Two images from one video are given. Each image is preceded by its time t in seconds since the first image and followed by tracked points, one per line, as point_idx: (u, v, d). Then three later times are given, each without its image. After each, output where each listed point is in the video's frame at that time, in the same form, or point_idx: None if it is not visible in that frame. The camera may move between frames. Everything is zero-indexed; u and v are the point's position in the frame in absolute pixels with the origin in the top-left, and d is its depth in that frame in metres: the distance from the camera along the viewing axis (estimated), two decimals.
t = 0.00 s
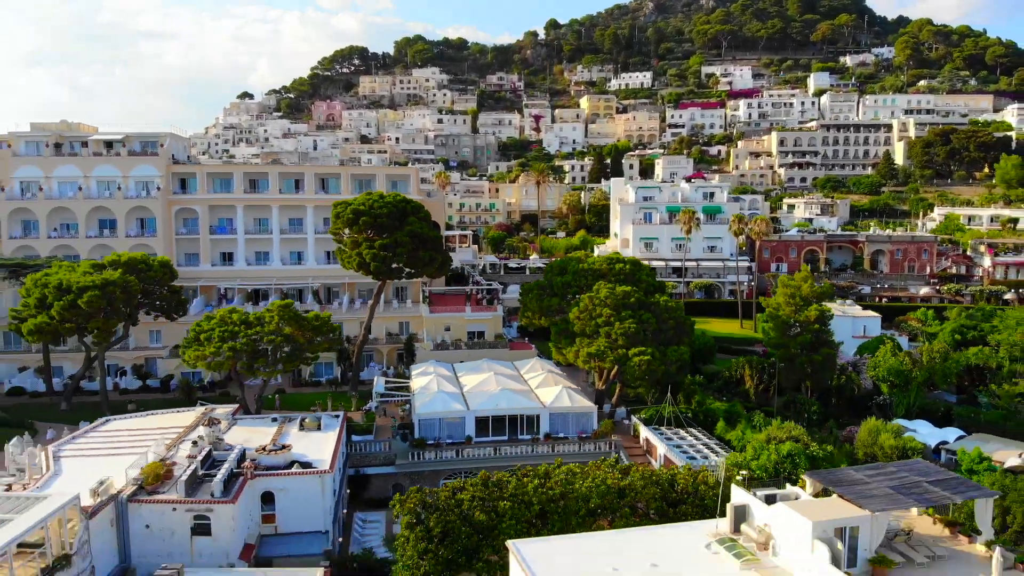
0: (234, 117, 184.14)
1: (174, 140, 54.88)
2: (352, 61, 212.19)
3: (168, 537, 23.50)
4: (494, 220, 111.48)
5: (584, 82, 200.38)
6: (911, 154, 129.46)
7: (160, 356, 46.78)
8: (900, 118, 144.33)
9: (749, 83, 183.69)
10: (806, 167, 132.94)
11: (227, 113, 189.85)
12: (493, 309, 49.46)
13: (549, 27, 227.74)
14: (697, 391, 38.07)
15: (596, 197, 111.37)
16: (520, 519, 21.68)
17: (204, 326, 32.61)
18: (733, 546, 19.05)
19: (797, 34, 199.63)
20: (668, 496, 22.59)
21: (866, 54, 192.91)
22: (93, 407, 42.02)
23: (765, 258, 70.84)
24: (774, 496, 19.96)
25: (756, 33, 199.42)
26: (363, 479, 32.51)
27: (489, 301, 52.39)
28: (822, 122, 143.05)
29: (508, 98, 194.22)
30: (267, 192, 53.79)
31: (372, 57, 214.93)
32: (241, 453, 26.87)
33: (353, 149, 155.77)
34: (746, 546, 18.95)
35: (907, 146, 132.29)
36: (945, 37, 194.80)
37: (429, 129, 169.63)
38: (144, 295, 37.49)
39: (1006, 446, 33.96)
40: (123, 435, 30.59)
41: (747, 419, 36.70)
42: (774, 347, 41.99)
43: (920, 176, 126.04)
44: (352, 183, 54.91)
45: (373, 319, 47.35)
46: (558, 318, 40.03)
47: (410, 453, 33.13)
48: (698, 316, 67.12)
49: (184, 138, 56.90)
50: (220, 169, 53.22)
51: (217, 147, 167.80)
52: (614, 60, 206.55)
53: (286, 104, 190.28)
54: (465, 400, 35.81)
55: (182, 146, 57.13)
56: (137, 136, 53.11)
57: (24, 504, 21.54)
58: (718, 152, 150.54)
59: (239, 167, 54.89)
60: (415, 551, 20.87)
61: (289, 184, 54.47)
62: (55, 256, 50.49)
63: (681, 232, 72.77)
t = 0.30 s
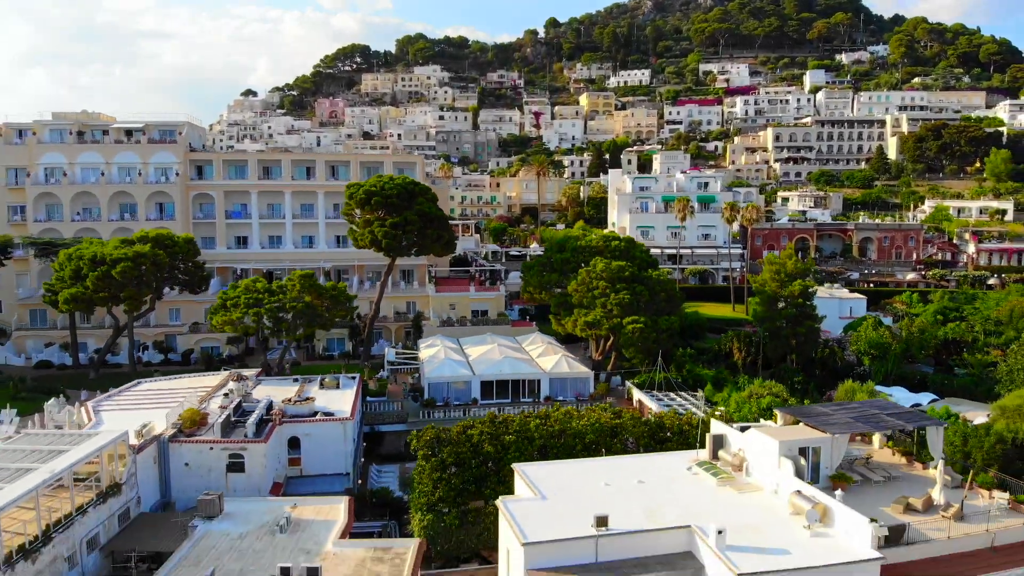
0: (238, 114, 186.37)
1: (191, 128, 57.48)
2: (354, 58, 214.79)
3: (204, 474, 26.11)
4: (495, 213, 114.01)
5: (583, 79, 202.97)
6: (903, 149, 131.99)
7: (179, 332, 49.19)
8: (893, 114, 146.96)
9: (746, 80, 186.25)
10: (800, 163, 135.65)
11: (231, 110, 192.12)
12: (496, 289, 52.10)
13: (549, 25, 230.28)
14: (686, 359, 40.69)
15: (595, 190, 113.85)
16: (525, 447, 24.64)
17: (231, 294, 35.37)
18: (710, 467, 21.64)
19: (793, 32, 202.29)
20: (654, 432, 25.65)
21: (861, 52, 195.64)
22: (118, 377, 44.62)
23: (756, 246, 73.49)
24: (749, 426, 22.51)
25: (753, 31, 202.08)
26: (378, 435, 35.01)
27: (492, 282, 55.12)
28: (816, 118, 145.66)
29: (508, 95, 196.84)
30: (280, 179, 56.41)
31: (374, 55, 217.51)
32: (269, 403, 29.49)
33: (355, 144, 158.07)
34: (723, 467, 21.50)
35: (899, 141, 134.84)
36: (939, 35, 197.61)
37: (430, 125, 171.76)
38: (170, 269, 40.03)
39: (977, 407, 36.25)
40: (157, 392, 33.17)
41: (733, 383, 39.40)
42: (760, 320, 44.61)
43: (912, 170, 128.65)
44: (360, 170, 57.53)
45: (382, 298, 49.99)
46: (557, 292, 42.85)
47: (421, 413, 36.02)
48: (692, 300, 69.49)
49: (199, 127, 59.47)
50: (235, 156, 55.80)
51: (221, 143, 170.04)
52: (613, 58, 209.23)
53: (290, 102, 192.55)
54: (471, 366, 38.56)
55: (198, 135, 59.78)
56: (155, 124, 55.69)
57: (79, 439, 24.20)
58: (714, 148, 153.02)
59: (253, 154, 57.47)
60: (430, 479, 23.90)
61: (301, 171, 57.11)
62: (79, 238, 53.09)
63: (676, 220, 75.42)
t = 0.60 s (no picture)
0: (242, 110, 188.56)
1: (207, 118, 60.08)
2: (356, 57, 217.34)
3: (235, 421, 28.62)
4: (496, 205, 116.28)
5: (582, 77, 205.55)
6: (897, 144, 134.56)
7: (198, 311, 51.77)
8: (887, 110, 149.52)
9: (743, 78, 188.90)
10: (796, 157, 138.08)
11: (235, 107, 194.36)
12: (499, 271, 54.64)
13: (549, 24, 232.93)
14: (678, 330, 43.25)
15: (595, 184, 116.30)
16: (529, 390, 27.78)
17: (255, 265, 38.89)
18: (693, 407, 24.28)
19: (790, 30, 204.91)
20: (644, 384, 28.71)
21: (857, 50, 198.29)
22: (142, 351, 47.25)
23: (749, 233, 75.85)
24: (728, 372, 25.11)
25: (751, 29, 204.70)
26: (390, 399, 37.67)
27: (496, 265, 57.69)
28: (811, 114, 148.21)
29: (509, 92, 199.33)
30: (292, 167, 58.97)
31: (376, 53, 220.09)
32: (292, 362, 32.13)
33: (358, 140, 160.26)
34: (705, 406, 24.11)
35: (893, 136, 137.39)
36: (934, 34, 200.26)
37: (431, 121, 173.88)
38: (193, 247, 42.52)
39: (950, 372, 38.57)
40: (186, 356, 35.72)
41: (722, 352, 41.92)
42: (749, 296, 47.21)
43: (905, 164, 131.16)
44: (369, 159, 60.08)
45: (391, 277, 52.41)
46: (556, 270, 45.49)
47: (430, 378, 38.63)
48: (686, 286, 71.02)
49: (214, 117, 62.05)
50: (249, 145, 58.41)
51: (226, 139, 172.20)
52: (612, 56, 211.89)
53: (293, 99, 194.77)
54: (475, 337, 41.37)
55: (213, 125, 62.36)
56: (173, 114, 58.19)
57: (124, 387, 26.76)
58: (712, 144, 155.48)
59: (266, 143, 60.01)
60: (443, 422, 26.82)
61: (312, 160, 59.70)
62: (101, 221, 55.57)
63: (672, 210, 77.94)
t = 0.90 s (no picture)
0: (246, 107, 190.83)
1: (221, 109, 62.69)
2: (358, 54, 219.99)
3: (262, 378, 31.16)
4: (496, 198, 118.62)
5: (582, 75, 208.04)
6: (890, 139, 137.09)
7: (213, 291, 54.26)
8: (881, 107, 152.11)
9: (740, 75, 191.52)
10: (791, 152, 140.67)
11: (239, 104, 196.65)
12: (502, 255, 57.12)
13: (549, 22, 235.53)
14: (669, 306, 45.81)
15: (593, 178, 118.72)
16: (530, 346, 30.59)
17: (274, 241, 42.00)
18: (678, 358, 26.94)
19: (787, 29, 207.48)
20: (636, 344, 31.32)
21: (853, 48, 200.98)
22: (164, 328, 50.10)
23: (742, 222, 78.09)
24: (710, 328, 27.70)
25: (748, 28, 207.49)
26: (401, 367, 40.30)
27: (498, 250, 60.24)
28: (806, 111, 150.79)
29: (509, 90, 201.88)
30: (303, 155, 61.54)
31: (378, 51, 222.69)
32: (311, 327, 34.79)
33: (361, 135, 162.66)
34: (688, 357, 26.77)
35: (886, 132, 139.95)
36: (929, 32, 202.89)
37: (433, 118, 176.24)
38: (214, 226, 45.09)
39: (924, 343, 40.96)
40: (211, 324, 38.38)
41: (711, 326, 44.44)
42: (737, 276, 49.79)
43: (898, 159, 133.72)
44: (377, 148, 62.66)
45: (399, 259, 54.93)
46: (555, 249, 48.13)
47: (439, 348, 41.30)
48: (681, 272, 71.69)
49: (227, 108, 64.60)
50: (262, 134, 60.98)
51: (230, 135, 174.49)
52: (611, 54, 214.60)
53: (296, 96, 197.01)
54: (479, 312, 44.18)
55: (227, 115, 64.95)
56: (189, 104, 60.76)
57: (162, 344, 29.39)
58: (709, 140, 157.91)
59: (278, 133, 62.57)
60: (453, 376, 29.64)
61: (322, 149, 62.26)
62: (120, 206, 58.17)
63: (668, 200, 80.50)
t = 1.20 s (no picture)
0: (249, 104, 192.92)
1: (234, 101, 65.34)
2: (360, 53, 222.77)
3: (286, 341, 33.83)
4: (497, 193, 120.97)
5: (581, 72, 210.55)
6: (884, 135, 139.75)
7: (229, 274, 56.87)
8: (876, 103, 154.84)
9: (738, 73, 194.23)
10: (786, 148, 143.31)
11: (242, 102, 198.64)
12: (504, 241, 59.83)
13: (549, 21, 238.13)
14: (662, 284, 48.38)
15: (592, 172, 121.22)
16: (532, 312, 33.41)
17: (292, 221, 44.89)
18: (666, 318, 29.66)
19: (784, 27, 210.20)
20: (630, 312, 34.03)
21: (849, 46, 203.72)
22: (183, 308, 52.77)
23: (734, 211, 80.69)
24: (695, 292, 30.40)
25: (746, 26, 210.25)
26: (410, 339, 43.04)
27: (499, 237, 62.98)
28: (802, 107, 153.41)
29: (510, 87, 204.44)
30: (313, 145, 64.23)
31: (380, 49, 225.22)
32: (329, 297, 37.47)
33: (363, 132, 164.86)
34: (675, 317, 29.54)
35: (880, 128, 142.55)
36: (924, 30, 205.52)
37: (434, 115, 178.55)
38: (232, 209, 47.69)
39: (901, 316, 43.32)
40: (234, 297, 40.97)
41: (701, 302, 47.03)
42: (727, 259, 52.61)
43: (891, 154, 136.31)
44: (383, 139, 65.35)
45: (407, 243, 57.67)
46: (554, 231, 50.91)
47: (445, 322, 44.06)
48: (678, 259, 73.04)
49: (240, 100, 67.25)
50: (274, 125, 63.62)
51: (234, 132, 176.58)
52: (611, 52, 217.38)
53: (299, 93, 199.14)
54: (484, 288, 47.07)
55: (239, 107, 67.61)
56: (204, 96, 63.36)
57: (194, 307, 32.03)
58: (706, 136, 160.39)
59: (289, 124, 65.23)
60: (460, 338, 32.59)
61: (332, 139, 64.91)
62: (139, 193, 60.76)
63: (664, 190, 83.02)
